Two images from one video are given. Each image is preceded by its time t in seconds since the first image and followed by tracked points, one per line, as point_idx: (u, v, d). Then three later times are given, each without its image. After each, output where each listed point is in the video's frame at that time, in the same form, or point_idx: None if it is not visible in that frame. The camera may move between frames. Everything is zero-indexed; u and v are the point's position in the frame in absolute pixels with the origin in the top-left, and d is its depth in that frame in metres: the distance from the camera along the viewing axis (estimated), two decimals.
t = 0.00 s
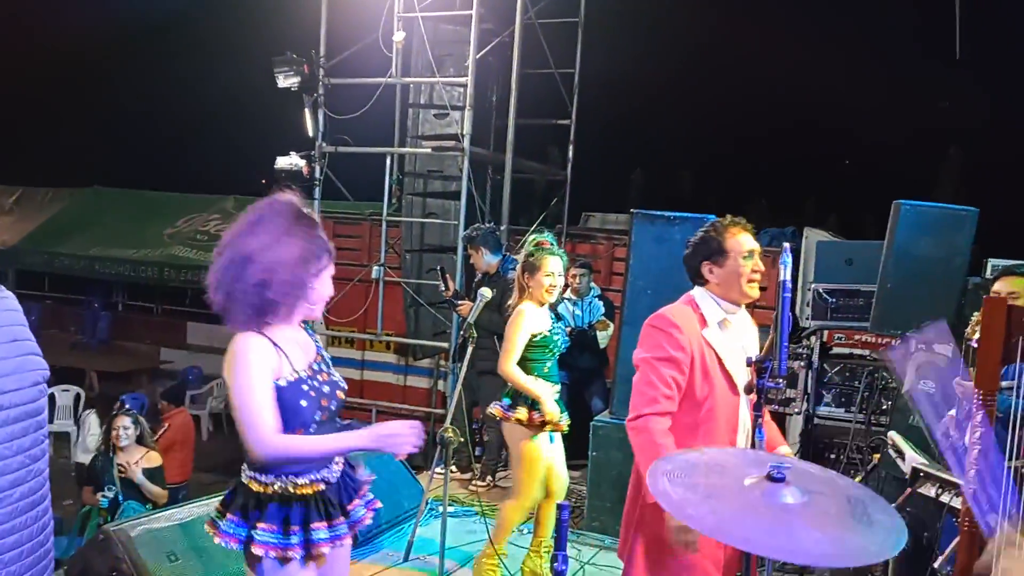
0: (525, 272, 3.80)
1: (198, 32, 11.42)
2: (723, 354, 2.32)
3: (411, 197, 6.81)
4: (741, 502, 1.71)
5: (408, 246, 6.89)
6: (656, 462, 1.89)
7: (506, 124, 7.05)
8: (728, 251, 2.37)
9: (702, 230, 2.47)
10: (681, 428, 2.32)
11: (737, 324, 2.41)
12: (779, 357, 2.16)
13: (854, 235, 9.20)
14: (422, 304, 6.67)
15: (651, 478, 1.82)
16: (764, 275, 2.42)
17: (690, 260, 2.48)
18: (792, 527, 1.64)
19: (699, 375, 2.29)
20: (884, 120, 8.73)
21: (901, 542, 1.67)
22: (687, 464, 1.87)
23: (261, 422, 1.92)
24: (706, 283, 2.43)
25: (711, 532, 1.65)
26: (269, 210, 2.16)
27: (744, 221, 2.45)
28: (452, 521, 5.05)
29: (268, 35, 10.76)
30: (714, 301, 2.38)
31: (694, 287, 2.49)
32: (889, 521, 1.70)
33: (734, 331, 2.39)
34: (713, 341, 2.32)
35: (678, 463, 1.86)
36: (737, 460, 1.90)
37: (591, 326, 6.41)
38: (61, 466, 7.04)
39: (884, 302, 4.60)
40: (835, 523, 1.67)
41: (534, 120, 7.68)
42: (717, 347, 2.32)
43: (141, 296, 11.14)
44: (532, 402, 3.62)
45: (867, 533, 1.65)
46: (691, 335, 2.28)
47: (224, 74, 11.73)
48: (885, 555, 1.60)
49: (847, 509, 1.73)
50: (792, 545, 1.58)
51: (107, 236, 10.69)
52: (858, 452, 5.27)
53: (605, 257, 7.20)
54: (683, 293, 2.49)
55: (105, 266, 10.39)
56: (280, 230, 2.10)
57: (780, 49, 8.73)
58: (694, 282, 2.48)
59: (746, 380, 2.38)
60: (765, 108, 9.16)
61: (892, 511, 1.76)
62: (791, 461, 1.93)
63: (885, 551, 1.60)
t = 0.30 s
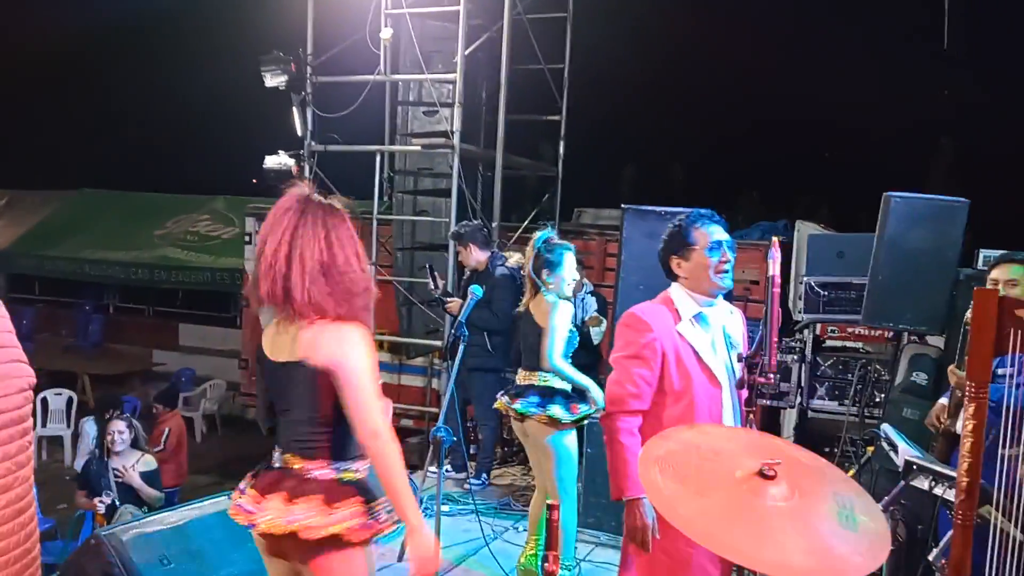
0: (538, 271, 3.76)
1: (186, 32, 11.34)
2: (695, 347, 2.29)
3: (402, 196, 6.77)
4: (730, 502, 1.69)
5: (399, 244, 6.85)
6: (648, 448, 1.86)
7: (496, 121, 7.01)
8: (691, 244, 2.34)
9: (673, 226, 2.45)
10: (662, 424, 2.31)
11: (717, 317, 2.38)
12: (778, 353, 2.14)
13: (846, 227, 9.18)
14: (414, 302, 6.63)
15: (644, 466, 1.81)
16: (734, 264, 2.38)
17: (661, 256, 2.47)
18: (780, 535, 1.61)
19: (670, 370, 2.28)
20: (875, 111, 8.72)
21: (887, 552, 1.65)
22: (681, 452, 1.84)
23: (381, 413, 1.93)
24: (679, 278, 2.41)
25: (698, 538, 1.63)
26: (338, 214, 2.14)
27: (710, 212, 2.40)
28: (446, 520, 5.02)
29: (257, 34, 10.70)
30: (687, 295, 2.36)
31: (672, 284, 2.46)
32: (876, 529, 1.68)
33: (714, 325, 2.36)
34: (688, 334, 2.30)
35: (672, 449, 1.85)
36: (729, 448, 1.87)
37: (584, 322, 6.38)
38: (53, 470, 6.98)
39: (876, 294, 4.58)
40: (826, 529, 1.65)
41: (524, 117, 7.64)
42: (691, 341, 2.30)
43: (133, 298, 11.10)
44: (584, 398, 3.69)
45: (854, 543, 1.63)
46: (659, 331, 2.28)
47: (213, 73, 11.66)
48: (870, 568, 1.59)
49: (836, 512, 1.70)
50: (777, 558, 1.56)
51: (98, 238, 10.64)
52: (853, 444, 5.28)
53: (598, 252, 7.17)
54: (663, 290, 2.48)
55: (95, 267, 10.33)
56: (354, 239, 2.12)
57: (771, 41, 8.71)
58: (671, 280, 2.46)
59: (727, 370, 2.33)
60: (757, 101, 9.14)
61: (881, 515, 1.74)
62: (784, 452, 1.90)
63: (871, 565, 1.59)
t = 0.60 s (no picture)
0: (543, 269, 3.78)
1: (177, 32, 11.31)
2: (677, 343, 2.28)
3: (395, 194, 6.78)
4: (726, 496, 1.70)
5: (393, 243, 6.86)
6: (640, 451, 1.86)
7: (488, 117, 7.02)
8: (669, 241, 2.35)
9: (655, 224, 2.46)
10: (645, 421, 2.30)
11: (703, 314, 2.36)
12: (769, 346, 2.13)
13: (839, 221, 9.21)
14: (407, 300, 6.63)
15: (638, 468, 1.81)
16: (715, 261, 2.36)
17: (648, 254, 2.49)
18: (778, 524, 1.63)
19: (650, 366, 2.27)
20: (867, 105, 8.74)
21: (883, 536, 1.67)
22: (672, 453, 1.85)
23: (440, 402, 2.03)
24: (662, 277, 2.42)
25: (696, 532, 1.63)
26: (363, 222, 2.05)
27: (691, 208, 2.40)
28: (443, 518, 5.02)
29: (248, 33, 10.68)
30: (669, 292, 2.36)
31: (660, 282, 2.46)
32: (870, 514, 1.70)
33: (700, 321, 2.34)
34: (669, 331, 2.30)
35: (664, 450, 1.85)
36: (720, 445, 1.88)
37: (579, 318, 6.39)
38: (49, 473, 6.97)
39: (869, 288, 4.60)
40: (821, 516, 1.66)
41: (517, 113, 7.63)
42: (673, 337, 2.30)
43: (127, 300, 11.07)
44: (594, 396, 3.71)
45: (850, 528, 1.64)
46: (639, 326, 2.29)
47: (205, 73, 11.63)
48: (868, 552, 1.60)
49: (831, 501, 1.71)
50: (776, 546, 1.58)
51: (92, 240, 10.61)
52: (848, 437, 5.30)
53: (592, 249, 7.18)
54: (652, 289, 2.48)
55: (88, 269, 10.30)
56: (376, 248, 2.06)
57: (763, 36, 8.73)
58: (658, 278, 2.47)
59: (712, 368, 2.31)
60: (749, 95, 9.15)
61: (874, 501, 1.75)
62: (774, 446, 1.92)
63: (868, 548, 1.60)
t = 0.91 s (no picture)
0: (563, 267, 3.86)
1: (177, 31, 11.30)
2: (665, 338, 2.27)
3: (397, 192, 6.78)
4: (729, 493, 1.70)
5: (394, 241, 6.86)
6: (643, 448, 1.86)
7: (489, 116, 7.02)
8: (661, 238, 2.32)
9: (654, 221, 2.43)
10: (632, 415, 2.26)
11: (698, 310, 2.31)
12: (773, 344, 2.16)
13: (840, 218, 9.21)
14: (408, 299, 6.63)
15: (641, 465, 1.81)
16: (711, 260, 2.32)
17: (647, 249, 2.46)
18: (782, 521, 1.63)
19: (633, 360, 2.27)
20: (868, 103, 8.73)
21: (888, 532, 1.66)
22: (675, 450, 1.85)
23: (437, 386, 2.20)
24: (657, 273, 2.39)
25: (700, 528, 1.63)
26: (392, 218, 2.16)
27: (688, 205, 2.36)
28: (445, 516, 5.03)
29: (249, 31, 10.68)
30: (661, 288, 2.33)
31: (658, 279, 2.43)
32: (875, 509, 1.70)
33: (693, 319, 2.31)
34: (656, 325, 2.29)
35: (667, 448, 1.85)
36: (722, 442, 1.88)
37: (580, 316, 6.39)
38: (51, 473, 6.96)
39: (870, 285, 4.60)
40: (826, 512, 1.66)
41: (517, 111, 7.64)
42: (660, 331, 2.28)
43: (128, 299, 11.08)
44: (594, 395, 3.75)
45: (856, 524, 1.64)
46: (625, 320, 2.30)
47: (205, 72, 11.62)
48: (874, 547, 1.60)
49: (835, 497, 1.71)
50: (782, 543, 1.57)
51: (92, 239, 10.60)
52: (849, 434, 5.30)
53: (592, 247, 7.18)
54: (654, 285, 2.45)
55: (89, 268, 10.29)
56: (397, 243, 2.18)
57: (764, 34, 8.71)
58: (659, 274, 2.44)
59: (700, 365, 2.27)
60: (750, 93, 9.14)
61: (878, 497, 1.75)
62: (777, 443, 1.92)
63: (874, 543, 1.60)
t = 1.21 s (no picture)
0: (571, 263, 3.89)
1: (186, 25, 11.31)
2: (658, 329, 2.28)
3: (405, 187, 6.78)
4: (736, 487, 1.71)
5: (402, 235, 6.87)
6: (651, 443, 1.88)
7: (498, 111, 7.00)
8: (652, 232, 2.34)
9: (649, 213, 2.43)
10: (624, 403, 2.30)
11: (693, 303, 2.31)
12: (782, 340, 2.13)
13: (848, 215, 9.17)
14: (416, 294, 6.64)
15: (649, 460, 1.82)
16: (702, 253, 2.32)
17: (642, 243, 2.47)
18: (788, 516, 1.63)
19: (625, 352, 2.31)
20: (877, 99, 8.68)
21: (897, 528, 1.66)
22: (683, 446, 1.86)
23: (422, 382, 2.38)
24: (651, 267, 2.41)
25: (704, 520, 1.64)
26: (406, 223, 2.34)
27: (680, 198, 2.36)
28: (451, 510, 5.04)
29: (258, 26, 10.69)
30: (655, 281, 2.34)
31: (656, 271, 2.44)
32: (883, 505, 1.69)
33: (689, 313, 2.31)
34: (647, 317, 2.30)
35: (676, 444, 1.86)
36: (731, 438, 1.89)
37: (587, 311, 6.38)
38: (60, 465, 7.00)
39: (878, 281, 4.60)
40: (832, 507, 1.66)
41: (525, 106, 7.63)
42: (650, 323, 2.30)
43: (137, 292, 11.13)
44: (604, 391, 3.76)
45: (863, 520, 1.64)
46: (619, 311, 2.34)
47: (214, 67, 11.64)
48: (881, 542, 1.59)
49: (843, 494, 1.71)
50: (786, 537, 1.58)
51: (102, 233, 10.64)
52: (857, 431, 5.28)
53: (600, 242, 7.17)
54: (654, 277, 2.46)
55: (98, 262, 10.33)
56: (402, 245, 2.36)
57: (772, 29, 8.66)
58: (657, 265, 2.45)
59: (692, 357, 2.28)
60: (759, 89, 9.10)
61: (888, 494, 1.75)
62: (785, 439, 1.92)
63: (881, 539, 1.59)
